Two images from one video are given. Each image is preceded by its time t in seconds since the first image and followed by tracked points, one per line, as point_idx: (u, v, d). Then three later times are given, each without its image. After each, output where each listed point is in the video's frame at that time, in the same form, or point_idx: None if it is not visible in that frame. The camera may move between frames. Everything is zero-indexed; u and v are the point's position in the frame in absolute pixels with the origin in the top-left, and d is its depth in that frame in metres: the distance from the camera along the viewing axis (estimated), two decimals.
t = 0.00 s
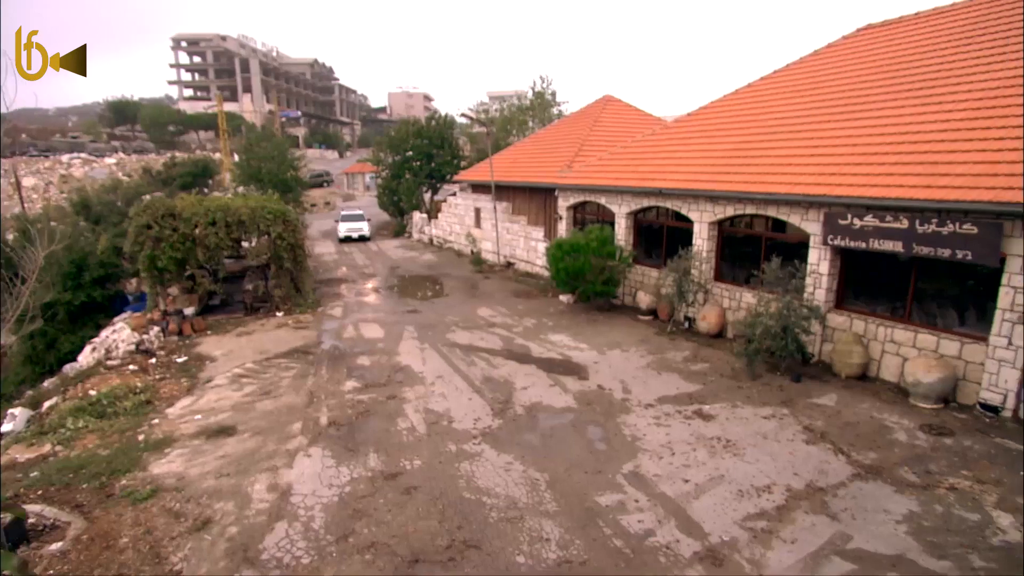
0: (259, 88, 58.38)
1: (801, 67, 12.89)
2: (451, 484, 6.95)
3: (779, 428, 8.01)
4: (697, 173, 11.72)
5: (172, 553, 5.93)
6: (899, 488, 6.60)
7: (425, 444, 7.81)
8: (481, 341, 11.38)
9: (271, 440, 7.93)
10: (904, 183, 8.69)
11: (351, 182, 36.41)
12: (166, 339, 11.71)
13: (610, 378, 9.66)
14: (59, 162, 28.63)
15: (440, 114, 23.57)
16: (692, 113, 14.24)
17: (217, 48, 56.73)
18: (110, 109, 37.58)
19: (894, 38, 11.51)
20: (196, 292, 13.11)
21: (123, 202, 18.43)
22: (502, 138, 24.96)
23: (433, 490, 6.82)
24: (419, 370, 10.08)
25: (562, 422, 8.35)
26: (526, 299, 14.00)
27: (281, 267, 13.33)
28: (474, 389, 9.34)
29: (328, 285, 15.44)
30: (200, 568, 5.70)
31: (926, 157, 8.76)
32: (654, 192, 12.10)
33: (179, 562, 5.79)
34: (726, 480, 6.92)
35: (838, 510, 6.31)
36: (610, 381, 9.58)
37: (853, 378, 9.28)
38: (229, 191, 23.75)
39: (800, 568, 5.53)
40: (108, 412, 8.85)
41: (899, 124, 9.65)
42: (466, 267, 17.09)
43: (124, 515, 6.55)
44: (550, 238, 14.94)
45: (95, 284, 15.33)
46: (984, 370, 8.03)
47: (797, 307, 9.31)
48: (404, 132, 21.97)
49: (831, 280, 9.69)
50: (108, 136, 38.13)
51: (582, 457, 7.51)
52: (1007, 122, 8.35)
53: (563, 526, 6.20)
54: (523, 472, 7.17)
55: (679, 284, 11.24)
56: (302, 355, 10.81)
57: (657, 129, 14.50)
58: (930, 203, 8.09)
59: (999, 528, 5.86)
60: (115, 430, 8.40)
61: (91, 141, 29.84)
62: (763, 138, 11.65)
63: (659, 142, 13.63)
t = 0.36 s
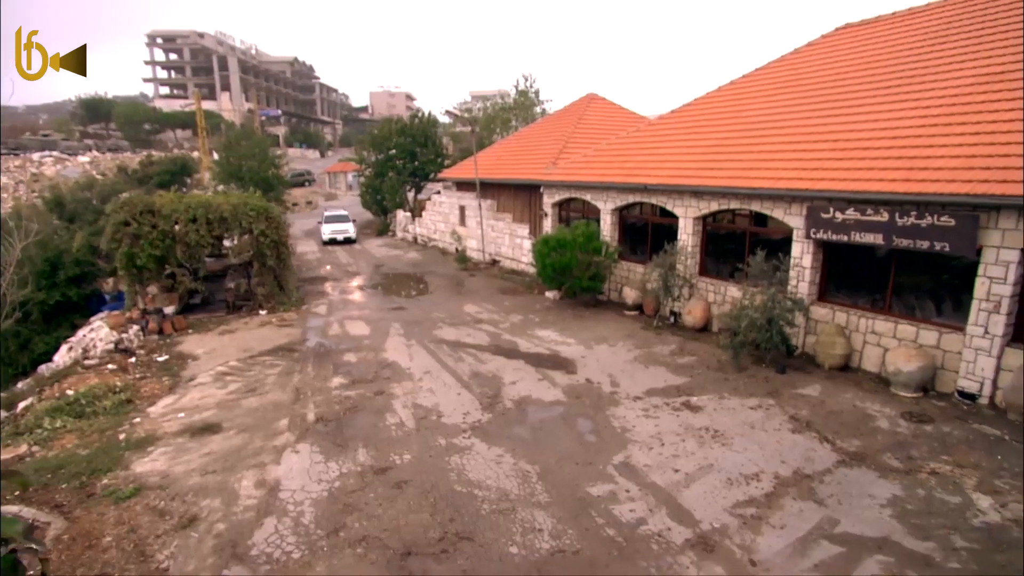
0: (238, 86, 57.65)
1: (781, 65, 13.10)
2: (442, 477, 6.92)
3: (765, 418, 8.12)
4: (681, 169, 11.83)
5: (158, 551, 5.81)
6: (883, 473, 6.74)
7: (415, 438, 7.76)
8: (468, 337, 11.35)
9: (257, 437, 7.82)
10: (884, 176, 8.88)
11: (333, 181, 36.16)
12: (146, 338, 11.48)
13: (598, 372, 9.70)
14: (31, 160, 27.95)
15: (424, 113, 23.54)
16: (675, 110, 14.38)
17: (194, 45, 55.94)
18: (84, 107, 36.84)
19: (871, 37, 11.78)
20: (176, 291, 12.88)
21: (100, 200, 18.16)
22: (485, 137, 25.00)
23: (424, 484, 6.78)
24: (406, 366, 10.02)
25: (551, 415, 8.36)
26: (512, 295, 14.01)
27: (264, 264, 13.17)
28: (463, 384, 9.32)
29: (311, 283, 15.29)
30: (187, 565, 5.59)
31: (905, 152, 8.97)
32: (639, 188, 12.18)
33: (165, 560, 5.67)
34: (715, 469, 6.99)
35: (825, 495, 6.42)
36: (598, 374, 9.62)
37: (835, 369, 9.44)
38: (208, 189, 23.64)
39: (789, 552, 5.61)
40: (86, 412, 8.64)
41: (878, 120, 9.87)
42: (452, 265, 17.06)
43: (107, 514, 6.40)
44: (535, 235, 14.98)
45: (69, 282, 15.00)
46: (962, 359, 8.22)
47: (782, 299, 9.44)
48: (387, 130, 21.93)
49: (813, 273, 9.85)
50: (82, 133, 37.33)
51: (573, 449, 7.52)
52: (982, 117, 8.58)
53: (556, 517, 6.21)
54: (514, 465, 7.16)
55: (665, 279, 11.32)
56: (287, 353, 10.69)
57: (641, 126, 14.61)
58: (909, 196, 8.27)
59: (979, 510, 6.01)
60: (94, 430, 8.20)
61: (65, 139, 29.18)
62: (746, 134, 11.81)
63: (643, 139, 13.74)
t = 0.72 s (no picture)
0: (215, 85, 56.86)
1: (762, 63, 13.31)
2: (431, 471, 6.88)
3: (751, 408, 8.22)
4: (665, 165, 11.95)
5: (141, 549, 5.67)
6: (866, 460, 6.86)
7: (403, 433, 7.70)
8: (454, 333, 11.32)
9: (242, 434, 7.70)
10: (863, 170, 9.07)
11: (316, 181, 36.22)
12: (124, 337, 11.25)
13: (585, 366, 9.74)
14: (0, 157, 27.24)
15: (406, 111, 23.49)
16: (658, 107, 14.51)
17: (169, 43, 55.02)
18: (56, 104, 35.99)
19: (849, 37, 12.02)
20: (154, 290, 12.61)
21: (73, 199, 17.86)
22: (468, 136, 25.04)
23: (413, 477, 6.73)
24: (392, 362, 9.94)
25: (540, 408, 8.36)
26: (497, 292, 14.02)
27: (245, 262, 13.00)
28: (450, 379, 9.28)
29: (294, 282, 15.12)
30: (173, 563, 5.48)
31: (884, 147, 9.19)
32: (623, 184, 12.26)
33: (149, 557, 5.54)
34: (703, 458, 7.05)
35: (811, 482, 6.52)
36: (585, 368, 9.66)
37: (817, 360, 9.59)
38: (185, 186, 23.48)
39: (778, 537, 5.68)
40: (63, 411, 8.42)
41: (858, 117, 10.09)
42: (436, 263, 17.02)
43: (87, 513, 6.23)
44: (519, 233, 15.00)
45: (43, 282, 14.72)
46: (939, 348, 8.43)
47: (765, 292, 9.56)
48: (369, 129, 21.88)
49: (795, 266, 10.01)
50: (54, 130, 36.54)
51: (561, 441, 7.53)
52: (957, 114, 8.81)
53: (547, 507, 6.21)
54: (503, 457, 7.15)
55: (649, 274, 11.44)
56: (270, 351, 10.55)
57: (624, 123, 14.74)
58: (888, 189, 8.45)
59: (958, 492, 6.17)
60: (71, 429, 7.98)
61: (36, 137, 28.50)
62: (728, 130, 11.97)
63: (628, 135, 13.83)
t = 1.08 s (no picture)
0: (191, 83, 56.03)
1: (742, 61, 13.48)
2: (420, 464, 6.83)
3: (736, 398, 8.32)
4: (648, 161, 12.05)
5: (123, 546, 5.53)
6: (848, 446, 6.98)
7: (390, 428, 7.63)
8: (440, 329, 11.27)
9: (225, 431, 7.58)
10: (842, 165, 9.23)
11: (297, 180, 36.16)
12: (100, 336, 10.99)
13: (571, 360, 9.77)
14: None
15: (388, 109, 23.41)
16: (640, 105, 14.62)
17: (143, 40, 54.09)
18: (25, 101, 35.12)
19: (828, 35, 12.23)
20: (131, 289, 12.30)
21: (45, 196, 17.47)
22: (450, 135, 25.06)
23: (401, 471, 6.67)
24: (378, 358, 9.86)
25: (527, 402, 8.36)
26: (482, 288, 14.02)
27: (226, 259, 12.81)
28: (437, 374, 9.23)
29: (275, 280, 14.95)
30: (157, 559, 5.35)
31: (862, 142, 9.38)
32: (607, 180, 12.33)
33: (132, 555, 5.40)
34: (690, 448, 7.11)
35: (796, 468, 6.61)
36: (571, 362, 9.69)
37: (799, 352, 9.75)
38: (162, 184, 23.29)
39: (765, 521, 5.75)
40: (37, 411, 8.18)
41: (836, 114, 10.27)
42: (419, 261, 16.98)
43: (65, 512, 6.06)
44: (503, 230, 15.01)
45: (14, 282, 14.38)
46: (916, 338, 8.61)
47: (748, 284, 9.68)
48: (350, 127, 21.79)
49: (777, 260, 10.16)
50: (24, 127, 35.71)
51: (550, 433, 7.53)
52: (932, 111, 9.02)
53: (537, 498, 6.20)
54: (492, 449, 7.13)
55: (634, 269, 11.52)
56: (252, 348, 10.40)
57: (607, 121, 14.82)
58: (866, 183, 8.61)
59: (938, 475, 6.31)
60: (47, 428, 7.76)
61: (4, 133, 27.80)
62: (710, 127, 12.10)
63: (611, 132, 13.91)
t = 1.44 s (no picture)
0: (168, 80, 55.16)
1: (724, 59, 13.62)
2: (409, 457, 6.78)
3: (722, 389, 8.41)
4: (632, 157, 12.12)
5: (104, 544, 5.39)
6: (832, 433, 7.10)
7: (377, 422, 7.56)
8: (425, 325, 11.22)
9: (208, 428, 7.45)
10: (823, 160, 9.37)
11: (278, 179, 36.06)
12: (76, 335, 10.74)
13: (558, 354, 9.79)
14: None
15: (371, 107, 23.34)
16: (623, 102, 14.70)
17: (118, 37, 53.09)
18: None
19: (808, 34, 12.42)
20: (107, 287, 12.00)
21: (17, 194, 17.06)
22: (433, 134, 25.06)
23: (390, 464, 6.61)
24: (363, 354, 9.78)
25: (515, 395, 8.35)
26: (467, 285, 14.00)
27: (206, 257, 12.61)
28: (423, 369, 9.18)
29: (257, 278, 14.76)
30: (140, 556, 5.22)
31: (841, 138, 9.53)
32: (590, 176, 12.39)
33: (113, 553, 5.26)
34: (678, 438, 7.16)
35: (781, 455, 6.69)
36: (558, 356, 9.71)
37: (782, 344, 9.89)
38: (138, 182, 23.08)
39: (753, 507, 5.81)
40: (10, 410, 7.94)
41: (816, 109, 10.43)
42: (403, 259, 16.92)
43: (42, 511, 5.87)
44: (488, 227, 15.00)
45: None
46: (895, 328, 8.79)
47: (732, 277, 9.78)
48: (332, 124, 21.66)
49: (760, 253, 10.29)
50: None
51: (538, 425, 7.53)
52: (909, 107, 9.19)
53: (527, 488, 6.19)
54: (480, 442, 7.11)
55: (619, 264, 11.58)
56: (234, 346, 10.24)
57: (590, 118, 14.89)
58: (846, 176, 8.76)
59: (918, 460, 6.44)
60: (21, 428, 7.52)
61: None
62: (693, 123, 12.22)
63: (594, 129, 13.97)
